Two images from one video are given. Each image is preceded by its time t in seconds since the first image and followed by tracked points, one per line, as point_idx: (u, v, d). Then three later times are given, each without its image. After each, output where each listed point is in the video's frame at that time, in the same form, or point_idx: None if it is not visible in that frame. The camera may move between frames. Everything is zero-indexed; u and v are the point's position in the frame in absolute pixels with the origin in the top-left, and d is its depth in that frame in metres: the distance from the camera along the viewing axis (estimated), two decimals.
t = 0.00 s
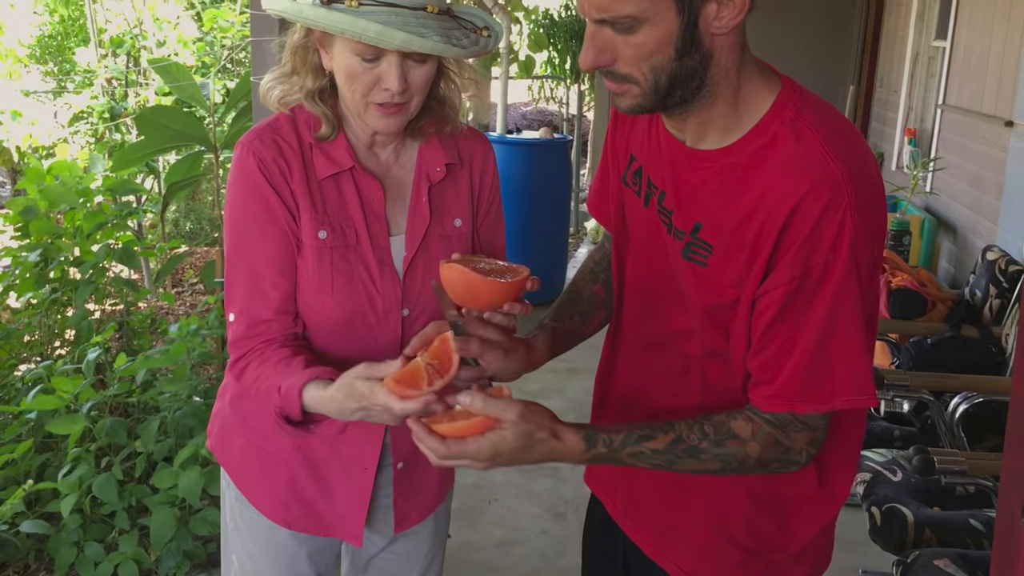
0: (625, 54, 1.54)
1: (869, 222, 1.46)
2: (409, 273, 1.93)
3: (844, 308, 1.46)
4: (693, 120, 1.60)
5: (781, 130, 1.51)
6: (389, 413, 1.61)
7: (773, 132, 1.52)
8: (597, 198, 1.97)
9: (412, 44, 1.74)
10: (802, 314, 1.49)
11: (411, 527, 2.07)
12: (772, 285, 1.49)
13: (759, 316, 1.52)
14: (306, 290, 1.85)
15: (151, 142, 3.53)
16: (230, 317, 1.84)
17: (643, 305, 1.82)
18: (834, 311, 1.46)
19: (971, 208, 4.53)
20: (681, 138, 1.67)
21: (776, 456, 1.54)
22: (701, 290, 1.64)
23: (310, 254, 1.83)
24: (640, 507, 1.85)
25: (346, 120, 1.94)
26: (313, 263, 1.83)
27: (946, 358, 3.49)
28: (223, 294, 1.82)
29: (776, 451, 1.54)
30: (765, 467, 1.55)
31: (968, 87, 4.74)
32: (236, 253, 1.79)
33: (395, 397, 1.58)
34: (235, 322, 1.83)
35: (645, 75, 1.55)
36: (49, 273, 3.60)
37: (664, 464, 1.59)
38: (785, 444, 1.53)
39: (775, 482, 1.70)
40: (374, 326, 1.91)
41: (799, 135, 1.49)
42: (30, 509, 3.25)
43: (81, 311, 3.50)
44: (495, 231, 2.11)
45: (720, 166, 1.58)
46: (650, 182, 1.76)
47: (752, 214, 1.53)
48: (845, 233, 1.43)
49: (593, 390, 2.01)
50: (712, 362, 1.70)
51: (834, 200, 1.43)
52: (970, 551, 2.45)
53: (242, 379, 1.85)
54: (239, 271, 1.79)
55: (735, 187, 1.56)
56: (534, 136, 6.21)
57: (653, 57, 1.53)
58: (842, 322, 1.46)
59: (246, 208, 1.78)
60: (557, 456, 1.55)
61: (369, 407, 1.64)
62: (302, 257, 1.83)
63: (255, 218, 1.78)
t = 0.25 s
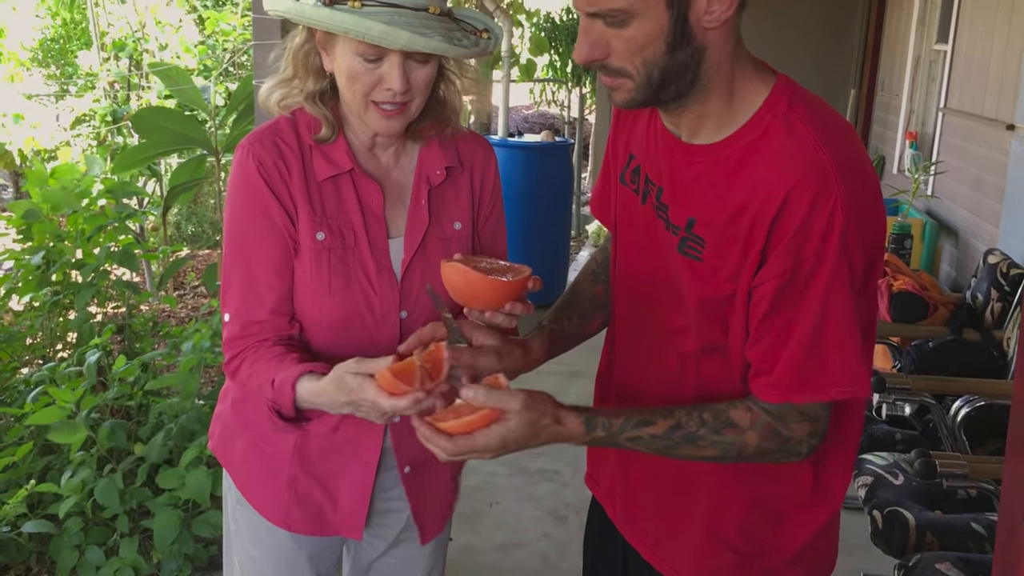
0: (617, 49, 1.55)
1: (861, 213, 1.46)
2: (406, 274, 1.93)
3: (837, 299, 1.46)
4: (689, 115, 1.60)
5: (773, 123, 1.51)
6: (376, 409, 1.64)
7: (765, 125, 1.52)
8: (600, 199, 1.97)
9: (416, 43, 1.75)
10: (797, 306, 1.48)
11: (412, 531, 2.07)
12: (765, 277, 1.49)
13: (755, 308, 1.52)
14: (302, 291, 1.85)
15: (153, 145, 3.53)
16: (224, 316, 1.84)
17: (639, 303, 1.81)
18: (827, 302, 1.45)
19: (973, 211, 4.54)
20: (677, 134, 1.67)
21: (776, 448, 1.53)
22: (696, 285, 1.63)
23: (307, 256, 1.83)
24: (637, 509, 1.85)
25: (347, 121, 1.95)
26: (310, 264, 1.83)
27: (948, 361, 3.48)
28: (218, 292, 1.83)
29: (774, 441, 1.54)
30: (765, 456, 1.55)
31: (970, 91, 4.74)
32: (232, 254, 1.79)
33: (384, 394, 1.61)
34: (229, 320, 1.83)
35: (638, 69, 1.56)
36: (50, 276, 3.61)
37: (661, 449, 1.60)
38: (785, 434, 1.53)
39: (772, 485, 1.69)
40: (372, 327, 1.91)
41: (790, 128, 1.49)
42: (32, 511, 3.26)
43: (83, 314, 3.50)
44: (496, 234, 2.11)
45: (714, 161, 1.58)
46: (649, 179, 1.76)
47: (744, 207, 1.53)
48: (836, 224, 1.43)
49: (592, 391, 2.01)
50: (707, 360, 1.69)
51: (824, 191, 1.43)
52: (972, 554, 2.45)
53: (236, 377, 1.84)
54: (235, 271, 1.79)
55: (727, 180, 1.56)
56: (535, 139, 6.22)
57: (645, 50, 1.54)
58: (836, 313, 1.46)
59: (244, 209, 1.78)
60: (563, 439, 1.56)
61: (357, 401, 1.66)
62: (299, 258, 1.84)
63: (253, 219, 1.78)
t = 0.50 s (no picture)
0: (611, 48, 1.56)
1: (861, 198, 1.46)
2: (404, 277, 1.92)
3: (844, 284, 1.44)
4: (684, 110, 1.61)
5: (768, 115, 1.51)
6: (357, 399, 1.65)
7: (760, 116, 1.52)
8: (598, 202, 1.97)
9: (427, 41, 1.75)
10: (804, 293, 1.48)
11: (414, 537, 2.06)
12: (771, 267, 1.48)
13: (765, 297, 1.51)
14: (300, 293, 1.86)
15: (156, 148, 3.54)
16: (216, 312, 1.85)
17: (642, 301, 1.80)
18: (833, 288, 1.44)
19: (976, 216, 4.53)
20: (673, 130, 1.67)
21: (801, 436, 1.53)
22: (696, 280, 1.62)
23: (305, 258, 1.83)
24: (635, 510, 1.85)
25: (348, 124, 1.96)
26: (308, 266, 1.84)
27: (951, 366, 3.48)
28: (212, 290, 1.84)
29: (799, 426, 1.52)
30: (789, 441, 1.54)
31: (972, 96, 4.74)
32: (230, 256, 1.79)
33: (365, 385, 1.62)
34: (219, 320, 1.84)
35: (633, 67, 1.56)
36: (54, 280, 3.62)
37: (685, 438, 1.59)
38: (809, 418, 1.51)
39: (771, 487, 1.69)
40: (371, 329, 1.91)
41: (785, 118, 1.49)
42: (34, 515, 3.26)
43: (86, 318, 3.51)
44: (499, 237, 2.10)
45: (711, 154, 1.58)
46: (647, 177, 1.76)
47: (743, 198, 1.52)
48: (837, 209, 1.43)
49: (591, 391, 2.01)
50: (706, 357, 1.69)
51: (823, 177, 1.43)
52: (975, 560, 2.45)
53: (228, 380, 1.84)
54: (233, 273, 1.80)
55: (725, 173, 1.56)
56: (538, 143, 6.22)
57: (637, 49, 1.54)
58: (843, 298, 1.45)
59: (244, 212, 1.78)
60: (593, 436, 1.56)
61: (339, 393, 1.67)
62: (296, 260, 1.84)
63: (254, 220, 1.79)
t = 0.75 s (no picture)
0: (615, 53, 1.55)
1: (866, 183, 1.46)
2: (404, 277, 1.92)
3: (857, 266, 1.45)
4: (683, 111, 1.61)
5: (765, 109, 1.52)
6: (337, 372, 1.65)
7: (757, 111, 1.53)
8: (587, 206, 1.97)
9: (441, 42, 1.76)
10: (820, 280, 1.48)
11: (416, 543, 2.06)
12: (785, 256, 1.48)
13: (782, 286, 1.50)
14: (297, 295, 1.85)
15: (160, 153, 3.54)
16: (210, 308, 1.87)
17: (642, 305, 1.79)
18: (848, 270, 1.45)
19: (978, 221, 4.54)
20: (669, 130, 1.68)
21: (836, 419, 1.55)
22: (699, 276, 1.62)
23: (302, 262, 1.84)
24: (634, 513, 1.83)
25: (351, 129, 1.96)
26: (305, 270, 1.84)
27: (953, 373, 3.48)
28: (207, 286, 1.86)
29: (824, 406, 1.53)
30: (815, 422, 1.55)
31: (974, 102, 4.75)
32: (227, 258, 1.80)
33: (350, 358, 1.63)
34: (212, 315, 1.86)
35: (638, 70, 1.55)
36: (56, 284, 3.62)
37: (715, 432, 1.60)
38: (833, 399, 1.52)
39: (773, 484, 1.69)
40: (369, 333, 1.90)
41: (782, 111, 1.51)
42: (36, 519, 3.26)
43: (88, 322, 3.51)
44: (501, 242, 2.10)
45: (710, 151, 1.59)
46: (643, 177, 1.76)
47: (747, 191, 1.52)
48: (844, 194, 1.43)
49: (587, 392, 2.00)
50: (707, 354, 1.69)
51: (828, 165, 1.43)
52: (978, 567, 2.44)
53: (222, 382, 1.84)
54: (232, 277, 1.80)
55: (725, 168, 1.57)
56: (540, 148, 6.23)
57: (642, 51, 1.53)
58: (859, 281, 1.45)
59: (245, 214, 1.79)
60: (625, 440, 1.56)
61: (321, 369, 1.67)
62: (292, 263, 1.85)
63: (252, 220, 1.79)
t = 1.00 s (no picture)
0: (607, 68, 1.54)
1: (857, 162, 1.50)
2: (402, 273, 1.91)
3: (862, 240, 1.47)
4: (674, 117, 1.60)
5: (756, 105, 1.54)
6: (340, 355, 1.64)
7: (749, 107, 1.54)
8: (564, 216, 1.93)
9: (449, 47, 1.77)
10: (824, 258, 1.49)
11: (416, 549, 2.06)
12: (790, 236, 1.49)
13: (789, 269, 1.52)
14: (297, 299, 1.86)
15: (161, 157, 3.55)
16: (206, 311, 1.86)
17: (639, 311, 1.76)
18: (853, 249, 1.47)
19: (978, 227, 4.54)
20: (658, 136, 1.66)
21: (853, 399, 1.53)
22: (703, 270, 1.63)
23: (301, 266, 1.84)
24: (630, 514, 1.81)
25: (351, 133, 1.97)
26: (305, 274, 1.84)
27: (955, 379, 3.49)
28: (203, 292, 1.85)
29: (836, 383, 1.51)
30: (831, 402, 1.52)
31: (975, 108, 4.75)
32: (227, 262, 1.80)
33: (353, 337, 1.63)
34: (207, 319, 1.86)
35: (629, 84, 1.54)
36: (57, 288, 3.62)
37: (735, 416, 1.53)
38: (843, 374, 1.51)
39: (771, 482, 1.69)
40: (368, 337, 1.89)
41: (772, 102, 1.53)
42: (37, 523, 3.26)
43: (90, 327, 3.52)
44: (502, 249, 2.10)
45: (707, 150, 1.59)
46: (633, 186, 1.73)
47: (748, 182, 1.53)
48: (843, 175, 1.46)
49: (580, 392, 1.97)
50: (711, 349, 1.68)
51: (825, 147, 1.46)
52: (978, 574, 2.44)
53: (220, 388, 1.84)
54: (232, 282, 1.80)
55: (722, 165, 1.57)
56: (541, 153, 6.23)
57: (632, 66, 1.53)
58: (865, 258, 1.48)
59: (245, 221, 1.79)
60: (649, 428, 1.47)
61: (323, 354, 1.66)
62: (292, 267, 1.85)
63: (250, 223, 1.79)
